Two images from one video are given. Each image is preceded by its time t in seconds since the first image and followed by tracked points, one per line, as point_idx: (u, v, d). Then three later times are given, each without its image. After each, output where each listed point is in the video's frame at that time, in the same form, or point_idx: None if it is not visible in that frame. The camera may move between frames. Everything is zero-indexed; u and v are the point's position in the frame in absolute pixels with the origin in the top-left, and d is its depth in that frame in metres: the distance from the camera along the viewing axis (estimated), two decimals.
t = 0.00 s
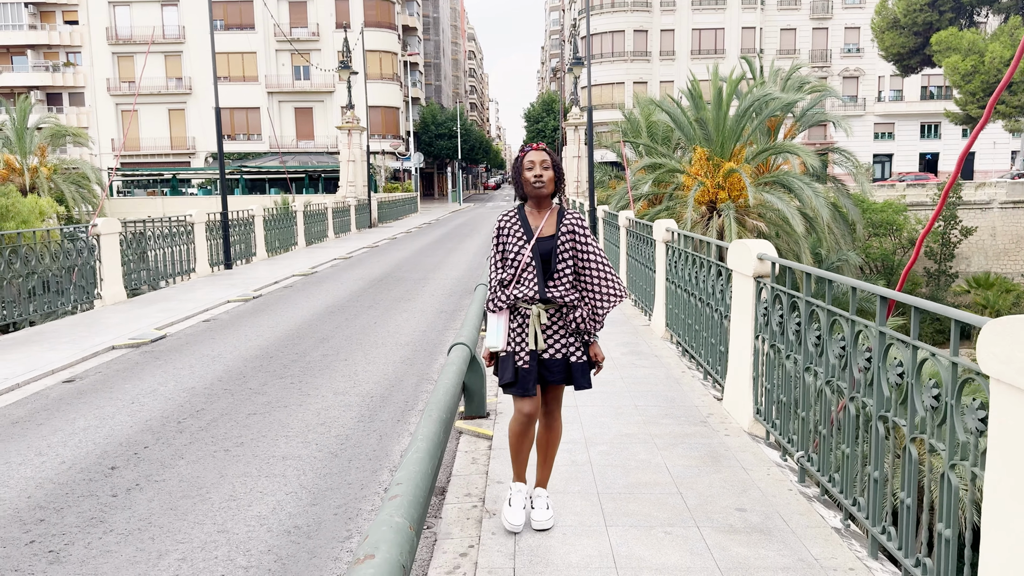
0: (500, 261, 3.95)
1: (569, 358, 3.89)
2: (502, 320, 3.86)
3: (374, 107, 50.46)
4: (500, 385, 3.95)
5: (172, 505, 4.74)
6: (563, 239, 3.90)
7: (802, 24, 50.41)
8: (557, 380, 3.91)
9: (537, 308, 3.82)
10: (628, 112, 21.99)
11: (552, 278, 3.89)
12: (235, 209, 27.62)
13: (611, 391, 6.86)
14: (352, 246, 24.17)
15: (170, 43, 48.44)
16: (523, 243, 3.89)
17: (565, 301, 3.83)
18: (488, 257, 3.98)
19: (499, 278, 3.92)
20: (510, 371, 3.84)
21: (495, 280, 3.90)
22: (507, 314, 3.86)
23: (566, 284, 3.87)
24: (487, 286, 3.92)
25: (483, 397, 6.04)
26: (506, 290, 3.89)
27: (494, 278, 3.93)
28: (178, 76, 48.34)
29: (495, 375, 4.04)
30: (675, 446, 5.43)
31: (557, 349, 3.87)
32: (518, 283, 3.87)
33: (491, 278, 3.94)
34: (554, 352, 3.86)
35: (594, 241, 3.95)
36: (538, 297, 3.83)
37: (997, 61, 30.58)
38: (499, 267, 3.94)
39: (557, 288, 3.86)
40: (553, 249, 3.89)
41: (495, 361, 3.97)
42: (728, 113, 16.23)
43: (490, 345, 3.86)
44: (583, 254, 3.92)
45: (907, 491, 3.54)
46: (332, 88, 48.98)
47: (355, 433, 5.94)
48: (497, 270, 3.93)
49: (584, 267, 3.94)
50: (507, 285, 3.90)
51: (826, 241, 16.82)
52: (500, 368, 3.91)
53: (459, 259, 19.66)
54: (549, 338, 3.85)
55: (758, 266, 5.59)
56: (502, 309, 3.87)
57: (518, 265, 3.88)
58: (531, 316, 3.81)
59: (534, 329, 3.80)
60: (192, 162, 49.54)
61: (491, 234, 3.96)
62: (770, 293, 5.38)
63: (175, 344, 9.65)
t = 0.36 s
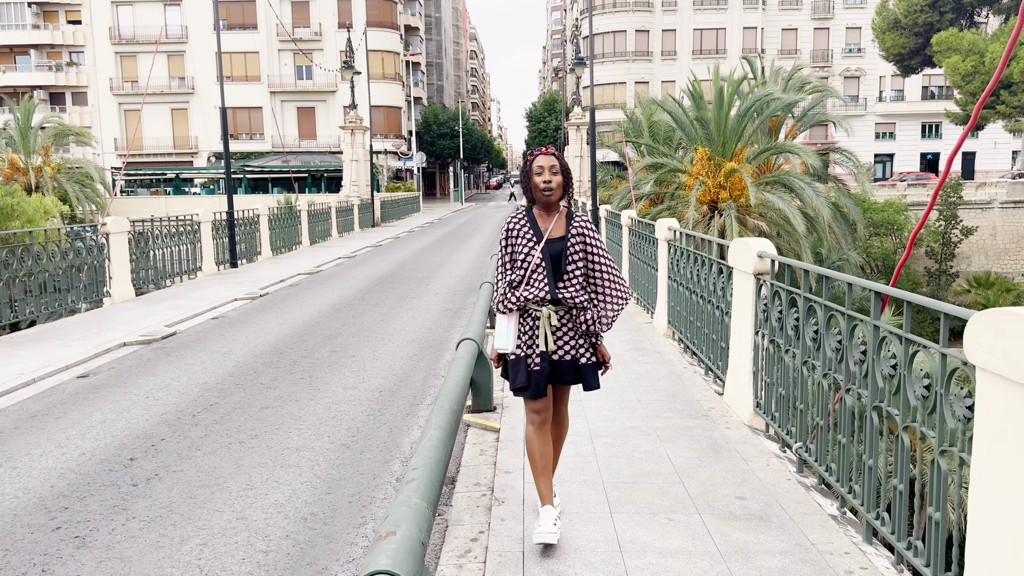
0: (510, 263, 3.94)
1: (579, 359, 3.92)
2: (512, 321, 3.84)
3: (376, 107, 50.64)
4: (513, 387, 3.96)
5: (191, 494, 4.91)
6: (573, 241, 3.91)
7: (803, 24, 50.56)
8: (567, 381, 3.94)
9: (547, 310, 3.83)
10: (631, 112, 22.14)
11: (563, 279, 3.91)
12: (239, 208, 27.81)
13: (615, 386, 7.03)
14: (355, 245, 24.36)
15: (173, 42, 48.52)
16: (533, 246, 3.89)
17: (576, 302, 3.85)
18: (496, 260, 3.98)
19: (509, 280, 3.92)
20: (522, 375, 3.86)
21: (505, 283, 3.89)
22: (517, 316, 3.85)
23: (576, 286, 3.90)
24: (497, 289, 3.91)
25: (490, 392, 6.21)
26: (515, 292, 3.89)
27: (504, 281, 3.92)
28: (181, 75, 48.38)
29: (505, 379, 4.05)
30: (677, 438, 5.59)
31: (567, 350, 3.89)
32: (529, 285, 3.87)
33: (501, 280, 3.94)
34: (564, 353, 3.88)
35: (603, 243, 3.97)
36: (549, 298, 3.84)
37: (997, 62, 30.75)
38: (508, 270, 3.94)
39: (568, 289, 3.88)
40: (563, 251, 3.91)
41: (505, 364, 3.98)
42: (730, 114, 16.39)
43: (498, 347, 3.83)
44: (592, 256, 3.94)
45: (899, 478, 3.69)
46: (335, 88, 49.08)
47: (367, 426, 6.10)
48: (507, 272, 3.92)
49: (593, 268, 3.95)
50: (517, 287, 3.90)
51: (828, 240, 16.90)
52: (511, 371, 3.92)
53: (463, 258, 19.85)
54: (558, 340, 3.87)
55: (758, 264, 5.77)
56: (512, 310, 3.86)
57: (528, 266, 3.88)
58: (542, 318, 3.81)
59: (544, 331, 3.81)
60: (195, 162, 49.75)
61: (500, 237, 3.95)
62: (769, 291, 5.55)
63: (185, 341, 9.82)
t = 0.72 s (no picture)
0: (510, 261, 3.98)
1: (577, 362, 3.93)
2: (511, 320, 3.87)
3: (378, 107, 50.82)
4: (515, 388, 3.99)
5: (202, 483, 5.06)
6: (573, 238, 3.93)
7: (803, 24, 50.67)
8: (567, 383, 3.96)
9: (548, 309, 3.85)
10: (631, 111, 22.27)
11: (564, 277, 3.93)
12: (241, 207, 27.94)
13: (613, 380, 7.17)
14: (357, 244, 24.47)
15: (174, 42, 48.64)
16: (532, 243, 3.92)
17: (577, 301, 3.87)
18: (497, 259, 4.01)
19: (509, 278, 3.96)
20: (524, 374, 3.89)
21: (505, 282, 3.93)
22: (516, 315, 3.89)
23: (578, 284, 3.90)
24: (497, 287, 3.95)
25: (492, 385, 6.36)
26: (515, 290, 3.92)
27: (503, 279, 3.97)
28: (182, 75, 48.53)
29: (507, 378, 4.08)
30: (674, 430, 5.73)
31: (567, 351, 3.90)
32: (529, 282, 3.89)
33: (501, 278, 3.97)
34: (564, 354, 3.90)
35: (602, 240, 3.99)
36: (549, 296, 3.86)
37: (996, 61, 30.88)
38: (509, 268, 3.97)
39: (569, 286, 3.90)
40: (563, 248, 3.93)
41: (507, 363, 4.02)
42: (730, 113, 16.51)
43: (497, 345, 3.86)
44: (592, 254, 3.95)
45: (888, 466, 3.82)
46: (336, 87, 49.31)
47: (371, 418, 6.25)
48: (506, 270, 3.96)
49: (594, 267, 3.95)
50: (516, 285, 3.93)
51: (827, 239, 17.00)
52: (513, 371, 3.95)
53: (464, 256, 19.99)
54: (559, 340, 3.89)
55: (753, 260, 5.90)
56: (512, 309, 3.89)
57: (529, 264, 3.91)
58: (542, 318, 3.83)
59: (544, 331, 3.83)
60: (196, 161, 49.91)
61: (500, 236, 3.99)
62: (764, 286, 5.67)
63: (191, 337, 9.99)
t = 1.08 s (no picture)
0: (502, 261, 4.11)
1: (571, 360, 4.05)
2: (503, 321, 4.02)
3: (378, 107, 51.01)
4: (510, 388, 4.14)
5: (207, 474, 5.21)
6: (564, 237, 4.05)
7: (803, 23, 50.78)
8: (560, 382, 4.07)
9: (539, 309, 3.99)
10: (631, 111, 22.44)
11: (555, 276, 4.05)
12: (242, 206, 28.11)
13: (609, 377, 7.33)
14: (357, 243, 24.63)
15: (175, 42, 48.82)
16: (524, 244, 4.05)
17: (568, 300, 4.01)
18: (490, 259, 4.15)
19: (501, 278, 4.09)
20: (516, 374, 4.04)
21: (498, 283, 4.06)
22: (508, 315, 4.03)
23: (569, 284, 4.03)
24: (491, 287, 4.08)
25: (488, 380, 6.53)
26: (508, 290, 4.07)
27: (497, 278, 4.10)
28: (183, 74, 48.71)
29: (501, 377, 4.23)
30: (666, 424, 5.89)
31: (559, 350, 4.02)
32: (520, 282, 4.04)
33: (495, 279, 4.10)
34: (555, 354, 4.03)
35: (593, 239, 4.11)
36: (540, 296, 4.00)
37: (994, 61, 30.99)
38: (502, 268, 4.11)
39: (560, 286, 4.03)
40: (555, 248, 4.05)
41: (500, 363, 4.17)
42: (728, 113, 16.67)
43: (490, 345, 4.02)
44: (583, 254, 4.07)
45: (868, 456, 3.98)
46: (337, 87, 49.48)
47: (371, 413, 6.41)
48: (499, 270, 4.09)
49: (585, 266, 4.08)
50: (509, 285, 4.07)
51: (825, 238, 17.14)
52: (506, 370, 4.11)
53: (463, 255, 20.15)
54: (550, 339, 4.01)
55: (744, 258, 6.04)
56: (503, 310, 4.03)
57: (520, 264, 4.04)
58: (534, 317, 3.97)
59: (536, 330, 3.97)
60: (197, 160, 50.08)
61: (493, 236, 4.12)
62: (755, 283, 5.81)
63: (194, 334, 10.15)
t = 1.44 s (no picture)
0: (496, 261, 4.27)
1: (568, 354, 4.15)
2: (498, 320, 4.18)
3: (378, 106, 51.12)
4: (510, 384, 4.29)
5: (214, 465, 5.37)
6: (556, 236, 4.18)
7: (802, 22, 50.93)
8: (558, 377, 4.16)
9: (532, 306, 4.12)
10: (631, 110, 22.57)
11: (547, 274, 4.19)
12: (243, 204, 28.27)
13: (606, 372, 7.49)
14: (358, 242, 24.79)
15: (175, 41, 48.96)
16: (517, 243, 4.21)
17: (560, 297, 4.13)
18: (486, 259, 4.31)
19: (497, 278, 4.24)
20: (513, 371, 4.19)
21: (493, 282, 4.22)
22: (502, 314, 4.19)
23: (562, 280, 4.16)
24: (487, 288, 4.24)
25: (487, 376, 6.68)
26: (502, 290, 4.22)
27: (492, 278, 4.26)
28: (183, 73, 48.85)
29: (501, 374, 4.37)
30: (661, 418, 6.04)
31: (554, 345, 4.12)
32: (514, 281, 4.18)
33: (491, 280, 4.26)
34: (550, 350, 4.13)
35: (586, 237, 4.24)
36: (533, 294, 4.13)
37: (992, 60, 31.07)
38: (497, 267, 4.26)
39: (552, 284, 4.16)
40: (546, 247, 4.19)
41: (498, 360, 4.32)
42: (726, 112, 16.82)
43: (488, 344, 4.18)
44: (576, 251, 4.21)
45: (853, 446, 4.12)
46: (337, 86, 49.59)
47: (373, 407, 6.57)
48: (495, 270, 4.25)
49: (578, 264, 4.22)
50: (504, 284, 4.23)
51: (824, 237, 17.28)
52: (505, 367, 4.25)
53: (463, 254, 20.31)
54: (545, 335, 4.13)
55: (736, 255, 6.19)
56: (499, 309, 4.19)
57: (513, 264, 4.19)
58: (527, 314, 4.10)
59: (530, 326, 4.10)
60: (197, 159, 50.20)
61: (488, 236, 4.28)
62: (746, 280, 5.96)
63: (197, 331, 10.30)
